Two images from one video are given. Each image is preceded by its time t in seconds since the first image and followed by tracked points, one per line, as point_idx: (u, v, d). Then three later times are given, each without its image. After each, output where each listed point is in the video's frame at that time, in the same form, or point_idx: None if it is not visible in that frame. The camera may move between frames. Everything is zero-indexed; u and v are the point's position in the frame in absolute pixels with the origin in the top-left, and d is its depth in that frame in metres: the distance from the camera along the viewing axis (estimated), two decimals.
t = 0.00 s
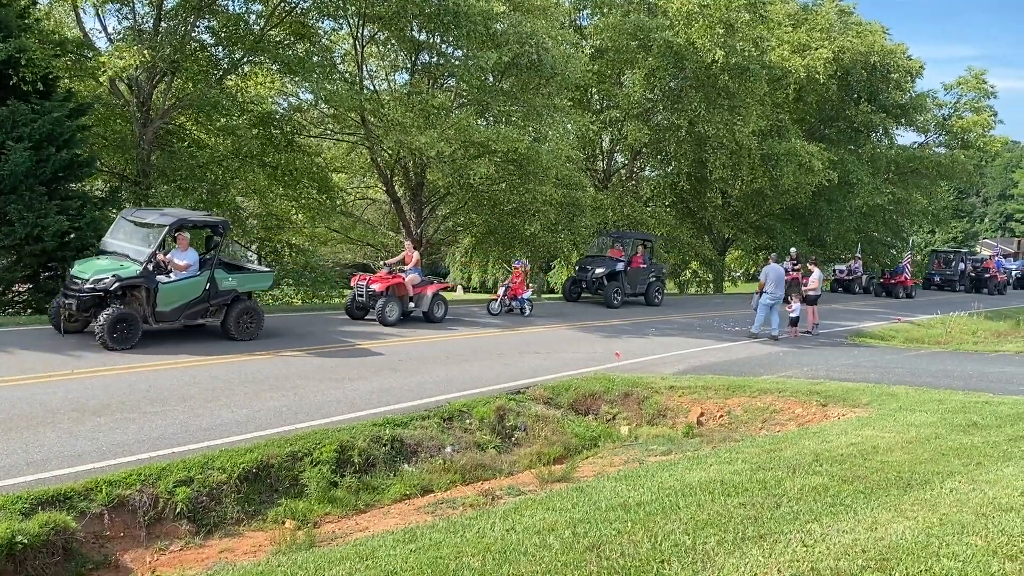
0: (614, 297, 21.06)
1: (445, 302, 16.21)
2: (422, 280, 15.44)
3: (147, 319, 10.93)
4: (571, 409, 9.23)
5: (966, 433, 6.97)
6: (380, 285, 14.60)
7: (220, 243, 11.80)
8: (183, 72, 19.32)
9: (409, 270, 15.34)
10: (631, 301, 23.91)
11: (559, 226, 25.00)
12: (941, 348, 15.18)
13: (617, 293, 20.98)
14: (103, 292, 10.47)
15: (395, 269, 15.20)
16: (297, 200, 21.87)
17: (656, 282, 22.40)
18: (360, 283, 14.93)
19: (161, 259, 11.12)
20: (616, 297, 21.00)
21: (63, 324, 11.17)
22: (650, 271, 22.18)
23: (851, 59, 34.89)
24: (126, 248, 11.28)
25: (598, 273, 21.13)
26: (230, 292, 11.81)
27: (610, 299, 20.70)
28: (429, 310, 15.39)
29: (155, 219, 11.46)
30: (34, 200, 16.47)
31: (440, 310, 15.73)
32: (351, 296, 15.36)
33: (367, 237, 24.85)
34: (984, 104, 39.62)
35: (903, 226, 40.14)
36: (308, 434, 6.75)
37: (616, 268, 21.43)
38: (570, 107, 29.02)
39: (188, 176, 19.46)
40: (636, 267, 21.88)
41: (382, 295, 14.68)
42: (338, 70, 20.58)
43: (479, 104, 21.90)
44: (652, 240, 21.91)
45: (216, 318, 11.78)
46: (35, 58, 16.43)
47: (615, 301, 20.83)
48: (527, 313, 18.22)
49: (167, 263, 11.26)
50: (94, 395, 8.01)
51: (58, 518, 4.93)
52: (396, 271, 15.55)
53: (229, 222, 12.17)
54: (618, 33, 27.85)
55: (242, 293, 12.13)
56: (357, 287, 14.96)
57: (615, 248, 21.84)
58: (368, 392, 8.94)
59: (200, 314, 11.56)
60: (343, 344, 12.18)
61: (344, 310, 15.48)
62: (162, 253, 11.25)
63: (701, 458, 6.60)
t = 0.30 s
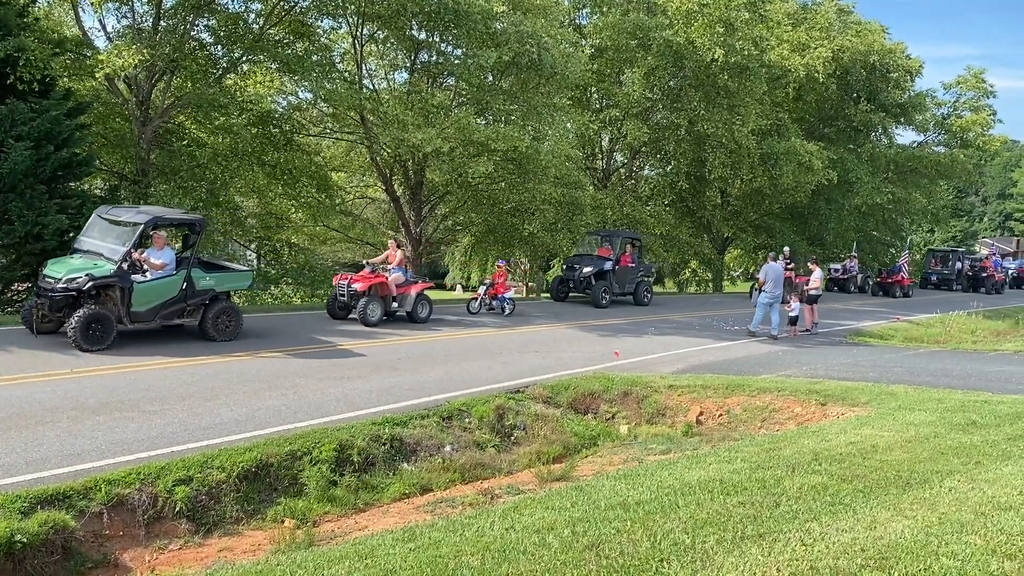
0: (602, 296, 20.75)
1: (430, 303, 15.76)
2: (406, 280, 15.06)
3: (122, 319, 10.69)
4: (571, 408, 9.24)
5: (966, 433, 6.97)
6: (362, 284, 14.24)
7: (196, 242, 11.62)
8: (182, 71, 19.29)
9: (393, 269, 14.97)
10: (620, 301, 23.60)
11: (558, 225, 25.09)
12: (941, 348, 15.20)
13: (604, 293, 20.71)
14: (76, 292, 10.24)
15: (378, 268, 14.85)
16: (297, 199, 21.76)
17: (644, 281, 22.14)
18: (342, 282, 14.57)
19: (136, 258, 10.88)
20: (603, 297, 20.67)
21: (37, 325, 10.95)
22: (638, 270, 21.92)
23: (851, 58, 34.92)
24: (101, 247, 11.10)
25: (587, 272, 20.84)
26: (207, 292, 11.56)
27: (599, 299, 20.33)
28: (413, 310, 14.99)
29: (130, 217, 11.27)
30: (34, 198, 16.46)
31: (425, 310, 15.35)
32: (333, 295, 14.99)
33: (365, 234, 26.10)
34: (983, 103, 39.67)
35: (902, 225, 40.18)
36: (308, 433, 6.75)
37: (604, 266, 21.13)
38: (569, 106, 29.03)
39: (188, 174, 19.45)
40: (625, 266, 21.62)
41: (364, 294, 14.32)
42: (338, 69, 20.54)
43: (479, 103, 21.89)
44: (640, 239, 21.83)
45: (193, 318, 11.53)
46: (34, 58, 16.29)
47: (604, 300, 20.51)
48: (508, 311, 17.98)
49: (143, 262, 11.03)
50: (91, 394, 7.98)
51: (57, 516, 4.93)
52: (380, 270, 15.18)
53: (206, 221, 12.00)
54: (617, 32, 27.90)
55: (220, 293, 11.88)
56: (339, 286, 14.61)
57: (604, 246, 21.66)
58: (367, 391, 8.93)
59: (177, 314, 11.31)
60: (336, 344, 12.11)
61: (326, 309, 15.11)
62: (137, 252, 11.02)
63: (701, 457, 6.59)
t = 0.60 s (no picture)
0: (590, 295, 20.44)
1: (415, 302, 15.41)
2: (390, 279, 14.76)
3: (96, 319, 10.48)
4: (570, 407, 9.24)
5: (965, 432, 6.97)
6: (344, 284, 13.97)
7: (173, 240, 11.39)
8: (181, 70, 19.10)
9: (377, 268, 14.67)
10: (607, 300, 23.23)
11: (558, 224, 25.28)
12: (940, 346, 15.22)
13: (592, 293, 20.44)
14: (48, 291, 10.00)
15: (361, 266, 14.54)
16: (296, 198, 21.98)
17: (632, 280, 21.79)
18: (323, 281, 14.29)
19: (111, 258, 10.62)
20: (591, 296, 20.38)
21: (9, 324, 10.73)
22: (626, 269, 21.57)
23: (850, 57, 34.91)
24: (75, 245, 10.86)
25: (573, 271, 20.44)
26: (184, 291, 11.35)
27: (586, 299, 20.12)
28: (396, 310, 14.65)
29: (104, 214, 10.99)
30: (35, 197, 16.45)
31: (409, 310, 15.06)
32: (315, 294, 14.72)
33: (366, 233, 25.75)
34: (982, 102, 39.71)
35: (902, 224, 40.20)
36: (307, 432, 6.76)
37: (592, 265, 20.75)
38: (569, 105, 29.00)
39: (186, 174, 19.41)
40: (612, 265, 21.24)
41: (345, 293, 14.06)
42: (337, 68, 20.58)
43: (478, 102, 21.89)
44: (628, 237, 21.41)
45: (170, 318, 11.32)
46: (33, 57, 16.28)
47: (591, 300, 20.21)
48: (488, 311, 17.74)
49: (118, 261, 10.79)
50: (87, 393, 7.95)
51: (56, 515, 4.93)
52: (363, 268, 14.89)
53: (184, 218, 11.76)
54: (617, 31, 27.91)
55: (198, 293, 11.67)
56: (321, 285, 14.41)
57: (591, 245, 21.24)
58: (366, 390, 8.92)
59: (153, 314, 11.10)
60: (327, 344, 12.00)
61: (308, 308, 14.83)
62: (112, 250, 10.78)
63: (699, 456, 6.59)
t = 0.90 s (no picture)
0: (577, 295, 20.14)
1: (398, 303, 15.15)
2: (373, 278, 14.47)
3: (69, 320, 10.21)
4: (569, 406, 9.24)
5: (964, 431, 6.98)
6: (324, 283, 13.65)
7: (149, 238, 11.14)
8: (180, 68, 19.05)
9: (359, 267, 14.39)
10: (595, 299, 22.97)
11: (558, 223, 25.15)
12: (939, 346, 15.23)
13: (579, 292, 20.12)
14: (19, 291, 9.74)
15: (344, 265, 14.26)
16: (295, 197, 21.75)
17: (620, 280, 21.55)
18: (304, 280, 13.98)
19: (85, 257, 10.41)
20: (578, 296, 20.04)
21: None
22: (614, 269, 21.31)
23: (850, 57, 34.90)
24: (49, 244, 10.64)
25: (561, 270, 20.05)
26: (161, 291, 11.09)
27: (573, 299, 19.84)
28: (379, 310, 14.40)
29: (79, 213, 10.76)
30: (35, 195, 16.43)
31: (393, 310, 14.75)
32: (296, 294, 14.39)
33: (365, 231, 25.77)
34: (981, 101, 39.72)
35: (901, 224, 40.22)
36: (307, 431, 6.76)
37: (580, 264, 20.43)
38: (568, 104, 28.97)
39: (185, 174, 19.38)
40: (600, 265, 20.96)
41: (326, 293, 13.71)
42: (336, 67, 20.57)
43: (478, 101, 21.86)
44: (616, 236, 21.12)
45: (147, 319, 11.05)
46: (32, 56, 16.31)
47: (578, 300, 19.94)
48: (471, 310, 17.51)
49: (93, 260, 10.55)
50: (85, 392, 7.94)
51: (55, 514, 4.93)
52: (345, 267, 14.60)
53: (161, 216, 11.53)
54: (616, 29, 27.91)
55: (175, 293, 11.40)
56: (301, 284, 14.02)
57: (578, 244, 20.95)
58: (365, 389, 8.92)
59: (129, 314, 10.83)
60: (314, 343, 11.84)
61: (288, 308, 14.52)
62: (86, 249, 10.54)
63: (698, 455, 6.60)
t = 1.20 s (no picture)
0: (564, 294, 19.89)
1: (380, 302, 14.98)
2: (354, 278, 14.31)
3: (41, 320, 10.08)
4: (568, 405, 9.24)
5: (963, 430, 6.99)
6: (304, 282, 13.47)
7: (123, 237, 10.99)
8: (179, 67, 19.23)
9: (340, 266, 14.21)
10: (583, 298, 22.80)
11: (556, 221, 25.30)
12: (938, 345, 15.26)
13: (566, 292, 19.86)
14: None
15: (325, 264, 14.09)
16: (294, 195, 21.92)
17: (608, 279, 21.36)
18: (284, 279, 13.81)
19: (57, 255, 10.34)
20: (566, 296, 19.78)
21: None
22: (603, 268, 21.12)
23: (849, 56, 34.91)
24: (20, 242, 10.43)
25: (548, 269, 19.82)
26: (136, 291, 10.99)
27: (560, 299, 19.55)
28: (360, 310, 14.24)
29: (51, 210, 10.54)
30: (34, 194, 16.40)
31: (374, 310, 14.59)
32: (276, 292, 14.25)
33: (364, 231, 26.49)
34: (980, 100, 39.76)
35: (900, 223, 40.28)
36: (306, 430, 6.76)
37: (567, 264, 20.24)
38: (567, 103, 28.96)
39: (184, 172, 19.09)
40: (588, 264, 20.81)
41: (306, 293, 13.56)
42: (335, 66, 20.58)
43: (478, 100, 21.85)
44: (605, 235, 20.93)
45: (122, 319, 10.93)
46: (31, 55, 16.26)
47: (565, 300, 19.67)
48: (455, 310, 17.18)
49: (66, 259, 10.41)
50: (82, 391, 7.93)
51: (54, 513, 4.92)
52: (326, 266, 14.43)
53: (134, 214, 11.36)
54: (615, 28, 27.92)
55: (151, 292, 11.29)
56: (281, 283, 13.87)
57: (566, 243, 20.78)
58: (364, 387, 8.93)
59: (103, 315, 10.72)
60: (293, 344, 11.66)
61: (268, 307, 14.35)
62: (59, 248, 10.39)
63: (697, 454, 6.61)
